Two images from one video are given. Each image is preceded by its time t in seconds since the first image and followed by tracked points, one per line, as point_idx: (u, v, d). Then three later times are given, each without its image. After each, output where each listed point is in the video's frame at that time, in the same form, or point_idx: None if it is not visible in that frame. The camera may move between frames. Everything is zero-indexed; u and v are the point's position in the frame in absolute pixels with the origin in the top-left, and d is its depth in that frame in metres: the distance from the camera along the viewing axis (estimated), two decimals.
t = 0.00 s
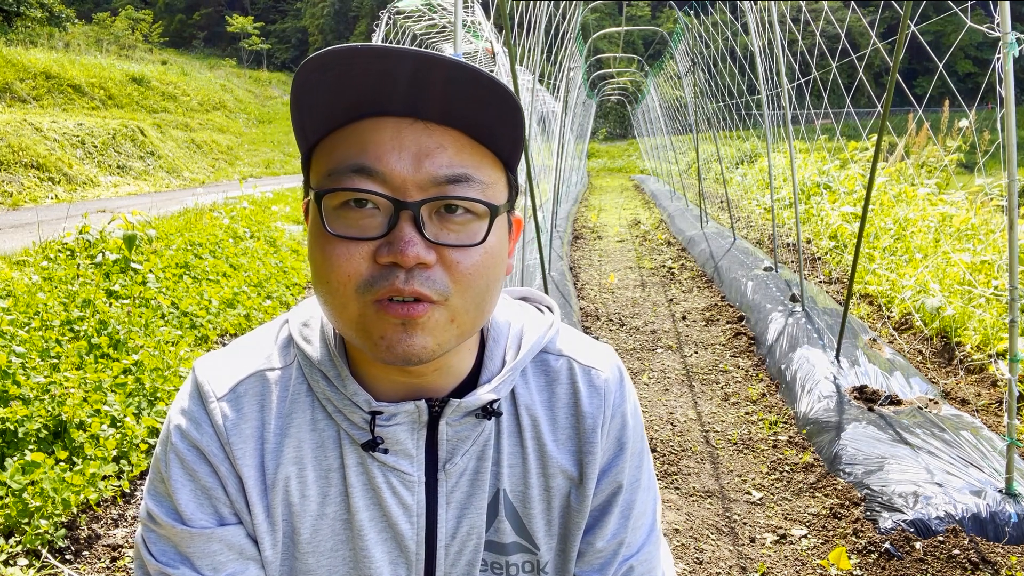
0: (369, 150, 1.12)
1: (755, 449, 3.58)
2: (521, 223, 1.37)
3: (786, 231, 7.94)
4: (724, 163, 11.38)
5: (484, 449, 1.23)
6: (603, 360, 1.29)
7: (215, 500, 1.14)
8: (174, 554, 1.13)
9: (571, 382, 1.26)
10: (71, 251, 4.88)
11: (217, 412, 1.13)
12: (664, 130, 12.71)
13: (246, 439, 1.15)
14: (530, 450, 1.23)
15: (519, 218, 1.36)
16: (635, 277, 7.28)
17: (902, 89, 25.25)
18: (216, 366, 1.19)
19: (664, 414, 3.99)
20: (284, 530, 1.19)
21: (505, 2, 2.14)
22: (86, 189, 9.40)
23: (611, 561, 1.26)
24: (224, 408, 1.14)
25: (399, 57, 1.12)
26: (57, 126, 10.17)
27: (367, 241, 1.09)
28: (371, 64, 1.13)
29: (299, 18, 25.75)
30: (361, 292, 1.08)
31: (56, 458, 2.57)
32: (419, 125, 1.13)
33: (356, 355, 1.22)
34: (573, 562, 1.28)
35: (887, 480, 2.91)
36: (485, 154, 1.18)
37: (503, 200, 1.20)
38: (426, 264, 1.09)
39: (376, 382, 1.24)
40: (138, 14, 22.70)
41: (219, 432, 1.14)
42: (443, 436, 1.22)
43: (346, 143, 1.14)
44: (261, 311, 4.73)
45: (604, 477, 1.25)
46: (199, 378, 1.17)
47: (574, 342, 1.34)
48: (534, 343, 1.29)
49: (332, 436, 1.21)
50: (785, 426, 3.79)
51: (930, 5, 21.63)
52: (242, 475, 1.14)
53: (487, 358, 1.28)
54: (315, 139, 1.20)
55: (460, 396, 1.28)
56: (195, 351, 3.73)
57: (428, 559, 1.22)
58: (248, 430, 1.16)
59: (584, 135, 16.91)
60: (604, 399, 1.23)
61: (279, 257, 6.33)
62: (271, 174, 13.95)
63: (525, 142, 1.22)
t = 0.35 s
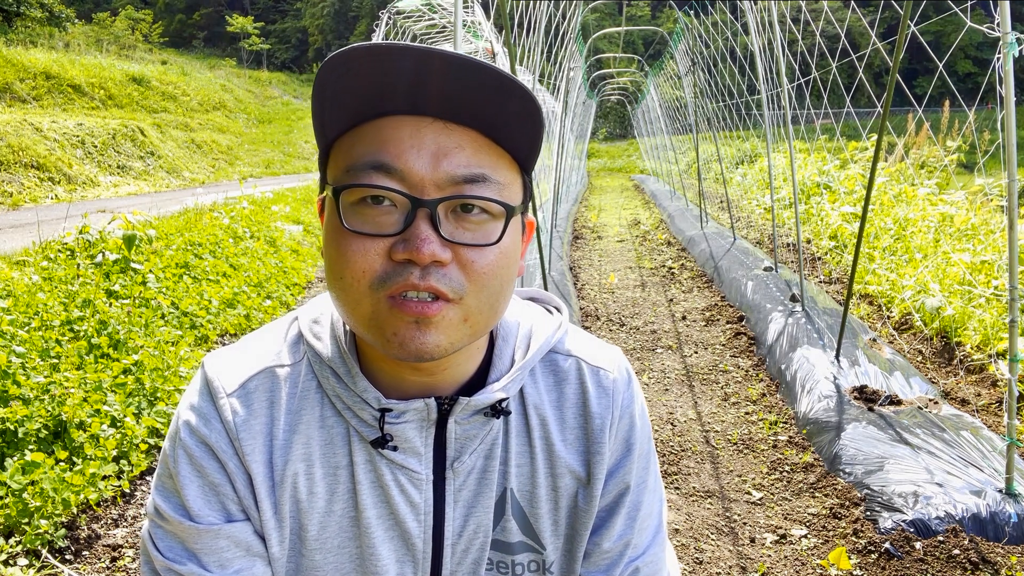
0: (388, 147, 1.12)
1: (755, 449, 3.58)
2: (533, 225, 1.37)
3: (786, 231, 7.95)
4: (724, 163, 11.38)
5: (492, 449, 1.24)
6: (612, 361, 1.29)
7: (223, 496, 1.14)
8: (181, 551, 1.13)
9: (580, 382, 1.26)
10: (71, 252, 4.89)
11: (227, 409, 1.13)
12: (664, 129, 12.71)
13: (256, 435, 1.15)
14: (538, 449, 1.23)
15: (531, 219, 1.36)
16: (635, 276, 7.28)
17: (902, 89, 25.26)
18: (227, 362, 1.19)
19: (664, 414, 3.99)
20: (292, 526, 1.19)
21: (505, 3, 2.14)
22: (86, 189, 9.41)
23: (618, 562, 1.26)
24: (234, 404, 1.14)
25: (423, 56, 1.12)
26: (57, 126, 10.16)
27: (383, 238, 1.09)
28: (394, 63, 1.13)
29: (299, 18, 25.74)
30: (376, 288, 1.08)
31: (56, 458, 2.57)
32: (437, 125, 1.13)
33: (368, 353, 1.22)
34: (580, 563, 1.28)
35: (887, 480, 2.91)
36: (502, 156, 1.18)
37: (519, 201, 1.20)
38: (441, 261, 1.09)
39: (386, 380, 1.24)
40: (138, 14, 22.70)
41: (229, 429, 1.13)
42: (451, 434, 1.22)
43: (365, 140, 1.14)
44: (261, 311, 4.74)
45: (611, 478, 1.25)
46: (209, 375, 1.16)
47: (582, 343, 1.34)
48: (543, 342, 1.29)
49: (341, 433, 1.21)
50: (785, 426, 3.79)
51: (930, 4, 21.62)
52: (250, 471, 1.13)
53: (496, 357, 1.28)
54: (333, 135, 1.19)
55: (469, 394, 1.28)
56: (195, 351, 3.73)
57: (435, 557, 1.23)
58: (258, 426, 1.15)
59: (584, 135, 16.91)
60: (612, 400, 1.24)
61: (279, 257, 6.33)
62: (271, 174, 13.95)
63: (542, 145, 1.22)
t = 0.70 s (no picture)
0: (403, 146, 1.12)
1: (755, 449, 3.58)
2: (544, 225, 1.37)
3: (786, 231, 7.95)
4: (724, 163, 11.38)
5: (500, 449, 1.24)
6: (619, 362, 1.29)
7: (230, 494, 1.13)
8: (188, 548, 1.12)
9: (587, 383, 1.26)
10: (71, 251, 4.89)
11: (235, 406, 1.13)
12: (664, 129, 12.71)
13: (264, 433, 1.14)
14: (546, 449, 1.23)
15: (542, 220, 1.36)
16: (635, 277, 7.27)
17: (902, 89, 25.25)
18: (236, 360, 1.18)
19: (665, 414, 3.99)
20: (298, 525, 1.19)
21: (505, 3, 2.14)
22: (86, 189, 9.41)
23: (623, 564, 1.26)
24: (242, 402, 1.14)
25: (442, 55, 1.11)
26: (57, 126, 10.16)
27: (397, 237, 1.09)
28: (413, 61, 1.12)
29: (300, 18, 25.72)
30: (390, 287, 1.09)
31: (56, 458, 2.57)
32: (453, 125, 1.13)
33: (378, 352, 1.23)
34: (586, 564, 1.28)
35: (887, 480, 2.91)
36: (517, 158, 1.18)
37: (532, 203, 1.20)
38: (455, 262, 1.09)
39: (395, 378, 1.24)
40: (138, 14, 22.70)
41: (237, 426, 1.13)
42: (459, 434, 1.22)
43: (380, 138, 1.14)
44: (261, 311, 4.74)
45: (618, 479, 1.25)
46: (218, 372, 1.16)
47: (589, 344, 1.34)
48: (552, 343, 1.29)
49: (349, 431, 1.21)
50: (785, 426, 3.79)
51: (930, 5, 21.63)
52: (258, 469, 1.13)
53: (504, 357, 1.29)
54: (348, 133, 1.19)
55: (477, 394, 1.28)
56: (195, 351, 3.73)
57: (441, 556, 1.22)
58: (266, 425, 1.15)
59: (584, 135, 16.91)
60: (620, 401, 1.24)
61: (279, 257, 6.33)
62: (271, 174, 13.95)
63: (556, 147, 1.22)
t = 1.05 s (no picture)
0: (397, 142, 1.12)
1: (755, 449, 3.58)
2: (540, 222, 1.37)
3: (786, 231, 7.95)
4: (724, 163, 11.38)
5: (500, 449, 1.24)
6: (620, 361, 1.29)
7: (231, 494, 1.13)
8: (189, 548, 1.12)
9: (588, 384, 1.26)
10: (71, 252, 4.89)
11: (237, 406, 1.13)
12: (664, 129, 12.71)
13: (265, 433, 1.15)
14: (547, 450, 1.23)
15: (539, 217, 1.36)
16: (635, 277, 7.28)
17: (902, 89, 25.26)
18: (237, 360, 1.19)
19: (664, 414, 3.99)
20: (299, 525, 1.19)
21: (505, 3, 2.14)
22: (86, 189, 9.41)
23: (624, 565, 1.26)
24: (243, 401, 1.14)
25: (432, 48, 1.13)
26: (57, 126, 10.16)
27: (393, 232, 1.09)
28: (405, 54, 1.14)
29: (300, 19, 25.64)
30: (387, 282, 1.08)
31: (56, 458, 2.57)
32: (447, 120, 1.13)
33: (378, 351, 1.23)
34: (586, 564, 1.28)
35: (887, 480, 2.91)
36: (511, 152, 1.18)
37: (528, 196, 1.20)
38: (451, 255, 1.09)
39: (394, 378, 1.24)
40: (138, 14, 22.69)
41: (238, 426, 1.13)
42: (460, 434, 1.22)
43: (375, 135, 1.14)
44: (261, 311, 4.75)
45: (618, 480, 1.25)
46: (219, 372, 1.16)
47: (590, 344, 1.34)
48: (552, 343, 1.29)
49: (349, 431, 1.21)
50: (785, 426, 3.79)
51: (930, 5, 21.64)
52: (259, 469, 1.13)
53: (505, 357, 1.28)
54: (343, 132, 1.19)
55: (477, 394, 1.28)
56: (195, 351, 3.72)
57: (441, 556, 1.22)
58: (267, 424, 1.15)
59: (585, 135, 16.93)
60: (620, 401, 1.24)
61: (279, 257, 6.33)
62: (271, 174, 13.95)
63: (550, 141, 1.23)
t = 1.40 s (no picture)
0: (368, 149, 1.12)
1: (755, 449, 3.59)
2: (520, 221, 1.36)
3: (786, 231, 7.95)
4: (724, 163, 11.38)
5: (488, 451, 1.23)
6: (608, 361, 1.29)
7: (218, 501, 1.14)
8: (179, 556, 1.13)
9: (576, 383, 1.26)
10: (71, 251, 4.89)
11: (221, 414, 1.13)
12: (664, 129, 12.71)
13: (250, 440, 1.15)
14: (535, 450, 1.23)
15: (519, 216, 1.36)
16: (635, 277, 7.27)
17: (902, 89, 25.26)
18: (220, 367, 1.19)
19: (664, 414, 3.99)
20: (288, 531, 1.19)
21: (505, 3, 2.14)
22: (86, 189, 9.41)
23: (617, 564, 1.26)
24: (227, 409, 1.14)
25: (397, 52, 1.13)
26: (56, 126, 10.15)
27: (366, 240, 1.09)
28: (371, 59, 1.14)
29: (300, 19, 25.57)
30: (362, 290, 1.08)
31: (56, 458, 2.57)
32: (416, 123, 1.13)
33: (361, 355, 1.23)
34: (579, 564, 1.28)
35: (887, 480, 2.91)
36: (484, 152, 1.18)
37: (503, 197, 1.20)
38: (426, 261, 1.09)
39: (379, 382, 1.24)
40: (138, 14, 22.70)
41: (223, 434, 1.13)
42: (446, 437, 1.22)
43: (346, 143, 1.14)
44: (261, 311, 4.72)
45: (608, 479, 1.25)
46: (202, 380, 1.17)
47: (578, 343, 1.34)
48: (538, 343, 1.28)
49: (336, 436, 1.21)
50: (785, 426, 3.79)
51: (930, 5, 21.63)
52: (245, 476, 1.14)
53: (490, 359, 1.28)
54: (314, 138, 1.20)
55: (463, 396, 1.28)
56: (195, 351, 3.71)
57: (432, 559, 1.22)
58: (251, 431, 1.16)
59: (585, 135, 16.93)
60: (609, 400, 1.24)
61: (279, 257, 6.33)
62: (271, 174, 13.95)
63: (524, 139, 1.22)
